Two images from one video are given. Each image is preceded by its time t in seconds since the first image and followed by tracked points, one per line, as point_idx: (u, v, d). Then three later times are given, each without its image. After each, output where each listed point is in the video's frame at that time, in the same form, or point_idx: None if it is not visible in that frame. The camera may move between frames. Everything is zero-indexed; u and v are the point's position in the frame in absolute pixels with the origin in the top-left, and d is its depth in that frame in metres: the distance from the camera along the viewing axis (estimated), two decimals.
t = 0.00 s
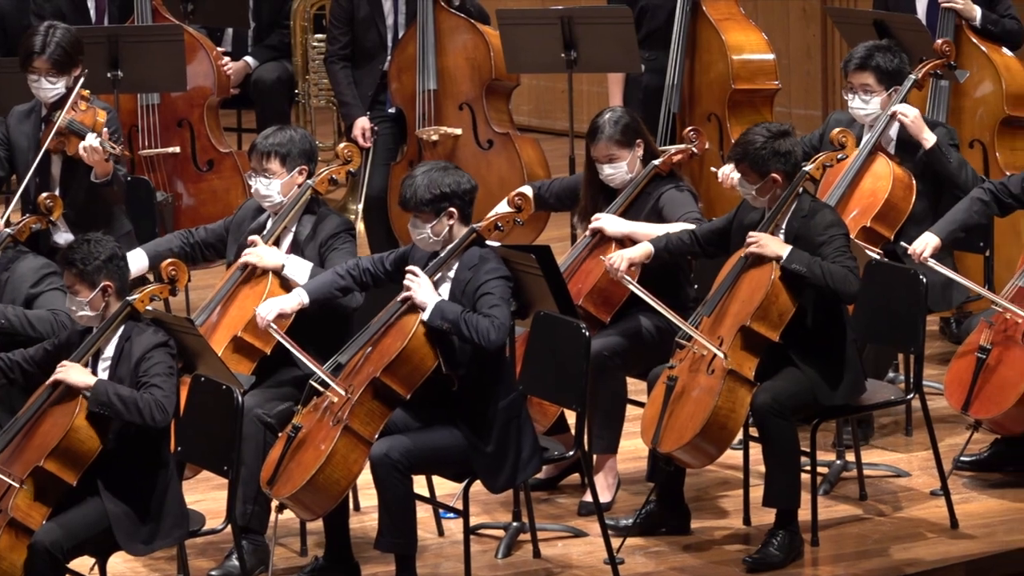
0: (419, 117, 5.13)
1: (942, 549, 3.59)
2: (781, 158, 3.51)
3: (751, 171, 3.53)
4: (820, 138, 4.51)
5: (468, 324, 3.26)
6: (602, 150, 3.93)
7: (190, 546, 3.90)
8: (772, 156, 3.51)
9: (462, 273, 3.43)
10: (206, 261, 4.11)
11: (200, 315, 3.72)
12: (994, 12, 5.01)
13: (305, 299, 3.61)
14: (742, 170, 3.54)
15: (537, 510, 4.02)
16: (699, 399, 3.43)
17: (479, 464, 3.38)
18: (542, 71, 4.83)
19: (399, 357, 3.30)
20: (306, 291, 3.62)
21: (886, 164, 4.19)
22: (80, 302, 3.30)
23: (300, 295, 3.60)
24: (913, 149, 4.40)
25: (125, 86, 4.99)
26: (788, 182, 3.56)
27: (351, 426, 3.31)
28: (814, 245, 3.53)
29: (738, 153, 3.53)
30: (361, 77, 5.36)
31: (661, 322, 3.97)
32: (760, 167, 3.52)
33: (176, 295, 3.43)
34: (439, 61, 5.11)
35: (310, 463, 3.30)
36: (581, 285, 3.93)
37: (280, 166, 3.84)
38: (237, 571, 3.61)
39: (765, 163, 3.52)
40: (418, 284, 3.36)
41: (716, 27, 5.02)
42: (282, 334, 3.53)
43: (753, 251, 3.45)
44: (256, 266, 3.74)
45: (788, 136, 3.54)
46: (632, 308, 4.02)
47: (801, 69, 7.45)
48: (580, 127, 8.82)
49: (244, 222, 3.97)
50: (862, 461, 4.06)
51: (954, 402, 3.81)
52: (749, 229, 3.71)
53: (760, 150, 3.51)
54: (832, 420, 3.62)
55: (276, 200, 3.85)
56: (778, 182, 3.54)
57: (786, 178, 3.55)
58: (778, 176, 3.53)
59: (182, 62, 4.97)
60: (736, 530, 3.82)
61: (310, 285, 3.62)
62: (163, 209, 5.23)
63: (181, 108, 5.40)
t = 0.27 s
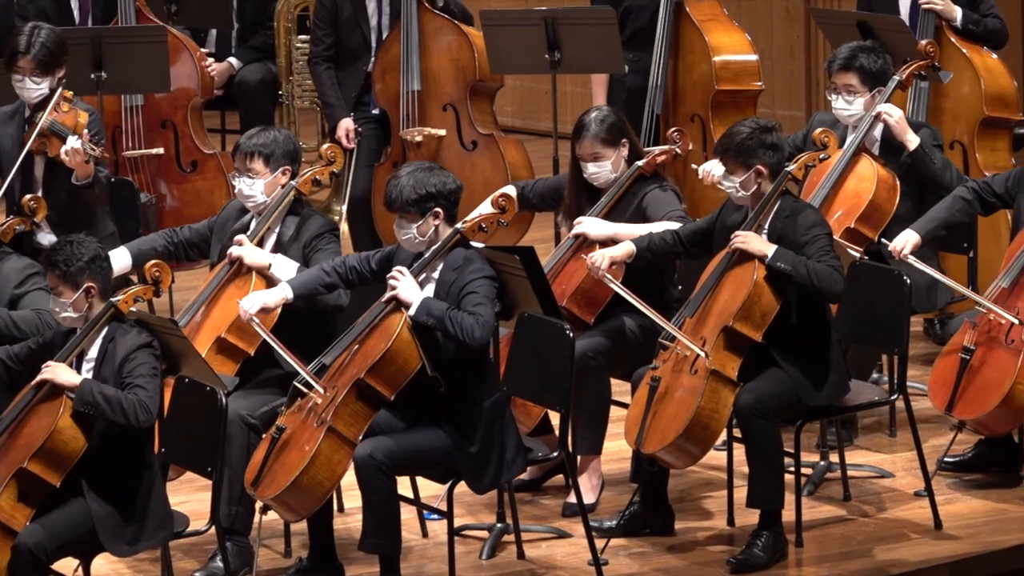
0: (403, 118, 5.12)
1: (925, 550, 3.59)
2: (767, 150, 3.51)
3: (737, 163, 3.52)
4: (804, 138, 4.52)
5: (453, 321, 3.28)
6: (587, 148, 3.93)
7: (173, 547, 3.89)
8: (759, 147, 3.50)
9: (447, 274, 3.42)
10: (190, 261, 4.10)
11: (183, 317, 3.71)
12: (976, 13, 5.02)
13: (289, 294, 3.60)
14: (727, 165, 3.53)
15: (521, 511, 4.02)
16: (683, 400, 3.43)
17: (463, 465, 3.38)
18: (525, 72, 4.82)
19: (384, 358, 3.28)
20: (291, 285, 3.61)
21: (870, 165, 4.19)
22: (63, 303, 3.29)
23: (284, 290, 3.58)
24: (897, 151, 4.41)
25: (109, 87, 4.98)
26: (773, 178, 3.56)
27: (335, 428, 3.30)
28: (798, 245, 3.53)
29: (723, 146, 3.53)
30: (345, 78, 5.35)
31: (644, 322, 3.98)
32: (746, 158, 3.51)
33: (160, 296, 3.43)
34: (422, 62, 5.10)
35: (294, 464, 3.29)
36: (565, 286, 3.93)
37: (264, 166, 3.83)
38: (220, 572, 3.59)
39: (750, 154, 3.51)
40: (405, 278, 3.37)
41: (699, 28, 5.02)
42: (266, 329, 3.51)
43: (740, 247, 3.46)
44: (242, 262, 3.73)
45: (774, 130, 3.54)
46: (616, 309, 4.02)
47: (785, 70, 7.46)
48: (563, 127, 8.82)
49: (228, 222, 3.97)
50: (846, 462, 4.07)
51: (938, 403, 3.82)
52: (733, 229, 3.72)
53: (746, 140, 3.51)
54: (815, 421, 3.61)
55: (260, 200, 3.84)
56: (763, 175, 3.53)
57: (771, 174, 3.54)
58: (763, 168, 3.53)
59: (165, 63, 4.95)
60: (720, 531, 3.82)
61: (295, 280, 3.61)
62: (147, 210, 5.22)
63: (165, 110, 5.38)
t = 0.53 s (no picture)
0: (387, 121, 5.12)
1: (909, 552, 3.60)
2: (754, 143, 3.55)
3: (724, 156, 3.55)
4: (788, 139, 4.53)
5: (438, 321, 3.26)
6: (570, 150, 3.92)
7: (157, 550, 3.88)
8: (746, 140, 3.54)
9: (431, 276, 3.42)
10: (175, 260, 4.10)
11: (168, 319, 3.71)
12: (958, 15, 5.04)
13: (274, 292, 3.60)
14: (714, 159, 3.56)
15: (506, 513, 4.02)
16: (667, 402, 3.43)
17: (448, 466, 3.37)
18: (509, 74, 4.82)
19: (368, 360, 3.28)
20: (275, 284, 3.61)
21: (855, 167, 4.19)
22: (47, 305, 3.28)
23: (268, 288, 3.59)
24: (880, 153, 4.41)
25: (93, 89, 4.96)
26: (759, 177, 3.59)
27: (319, 429, 3.30)
28: (781, 247, 3.54)
29: (709, 139, 3.57)
30: (329, 80, 5.34)
31: (628, 322, 3.98)
32: (732, 151, 3.53)
33: (143, 298, 3.41)
34: (406, 64, 5.10)
35: (278, 466, 3.29)
36: (549, 287, 3.93)
37: (247, 169, 3.82)
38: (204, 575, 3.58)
39: (735, 147, 3.54)
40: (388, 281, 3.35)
41: (683, 30, 5.03)
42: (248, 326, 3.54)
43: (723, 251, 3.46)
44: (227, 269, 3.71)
45: (761, 128, 3.58)
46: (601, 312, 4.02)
47: (768, 72, 7.47)
48: (547, 129, 8.82)
49: (212, 224, 3.96)
50: (830, 464, 4.07)
51: (922, 405, 3.83)
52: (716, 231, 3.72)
53: (733, 133, 3.54)
54: (800, 423, 3.62)
55: (244, 202, 3.83)
56: (748, 169, 3.55)
57: (758, 170, 3.57)
58: (750, 161, 3.55)
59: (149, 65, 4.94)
60: (705, 533, 3.82)
61: (279, 279, 3.61)
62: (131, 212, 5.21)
63: (149, 112, 5.36)
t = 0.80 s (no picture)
0: (380, 125, 5.11)
1: (902, 556, 3.60)
2: (750, 142, 3.57)
3: (718, 153, 3.57)
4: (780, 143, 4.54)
5: (430, 330, 3.26)
6: (560, 160, 3.93)
7: (150, 555, 3.87)
8: (741, 137, 3.57)
9: (425, 280, 3.41)
10: (167, 263, 4.11)
11: (160, 322, 3.72)
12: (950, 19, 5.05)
13: (268, 292, 3.60)
14: (709, 156, 3.58)
15: (499, 518, 4.01)
16: (659, 405, 3.43)
17: (440, 472, 3.38)
18: (502, 78, 4.82)
19: (361, 364, 3.28)
20: (270, 284, 3.61)
21: (847, 171, 4.19)
22: (40, 310, 3.28)
23: (263, 288, 3.59)
24: (872, 157, 4.42)
25: (85, 94, 4.97)
26: (751, 179, 3.61)
27: (312, 433, 3.29)
28: (773, 250, 3.54)
29: (704, 138, 3.60)
30: (321, 85, 5.34)
31: (621, 325, 3.99)
32: (726, 149, 3.56)
33: (135, 302, 3.42)
34: (399, 68, 5.10)
35: (271, 470, 3.28)
36: (541, 292, 3.93)
37: (240, 173, 3.82)
38: None
39: (730, 145, 3.56)
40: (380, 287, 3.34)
41: (676, 34, 5.03)
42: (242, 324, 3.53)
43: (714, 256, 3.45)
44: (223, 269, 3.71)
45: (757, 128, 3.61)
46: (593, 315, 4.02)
47: (761, 76, 7.48)
48: (540, 133, 8.82)
49: (204, 228, 3.96)
50: (823, 468, 4.07)
51: (914, 409, 3.83)
52: (710, 234, 3.70)
53: (729, 129, 3.58)
54: (791, 427, 3.63)
55: (237, 207, 3.83)
56: (742, 168, 3.57)
57: (752, 170, 3.58)
58: (744, 160, 3.57)
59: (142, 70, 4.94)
60: (698, 537, 3.82)
61: (274, 279, 3.62)
62: (124, 217, 5.20)
63: (141, 116, 5.35)
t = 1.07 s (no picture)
0: (372, 129, 5.11)
1: (894, 560, 3.60)
2: (743, 144, 3.59)
3: (711, 153, 3.58)
4: (771, 148, 4.55)
5: (423, 332, 3.26)
6: (551, 163, 3.93)
7: (143, 559, 3.87)
8: (735, 137, 3.58)
9: (418, 285, 3.42)
10: (160, 269, 4.08)
11: (152, 327, 3.70)
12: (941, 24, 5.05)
13: (257, 288, 3.62)
14: (702, 156, 3.59)
15: (491, 521, 4.01)
16: (651, 409, 3.43)
17: (431, 476, 3.38)
18: (494, 83, 4.82)
19: (352, 368, 3.27)
20: (260, 279, 3.63)
21: (839, 175, 4.21)
22: (31, 314, 3.28)
23: (251, 283, 3.61)
24: (864, 161, 4.43)
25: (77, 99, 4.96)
26: (743, 182, 3.61)
27: (303, 437, 3.29)
28: (764, 253, 3.54)
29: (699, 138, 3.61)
30: (313, 89, 5.34)
31: (614, 330, 4.00)
32: (720, 149, 3.57)
33: (127, 306, 3.43)
34: (391, 73, 5.11)
35: (263, 474, 3.28)
36: (532, 297, 3.93)
37: (231, 177, 3.81)
38: None
39: (724, 145, 3.58)
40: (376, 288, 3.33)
41: (668, 39, 5.04)
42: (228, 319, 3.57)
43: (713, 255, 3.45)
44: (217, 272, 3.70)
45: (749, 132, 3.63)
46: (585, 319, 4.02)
47: (754, 80, 7.49)
48: (532, 138, 8.82)
49: (196, 232, 3.94)
50: (815, 472, 4.08)
51: (906, 413, 3.82)
52: (699, 237, 3.71)
53: (723, 130, 3.59)
54: (783, 430, 3.62)
55: (228, 211, 3.83)
56: (735, 168, 3.58)
57: (744, 172, 3.59)
58: (737, 161, 3.58)
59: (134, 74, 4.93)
60: (690, 541, 3.82)
61: (264, 274, 3.64)
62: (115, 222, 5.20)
63: (133, 120, 5.34)
